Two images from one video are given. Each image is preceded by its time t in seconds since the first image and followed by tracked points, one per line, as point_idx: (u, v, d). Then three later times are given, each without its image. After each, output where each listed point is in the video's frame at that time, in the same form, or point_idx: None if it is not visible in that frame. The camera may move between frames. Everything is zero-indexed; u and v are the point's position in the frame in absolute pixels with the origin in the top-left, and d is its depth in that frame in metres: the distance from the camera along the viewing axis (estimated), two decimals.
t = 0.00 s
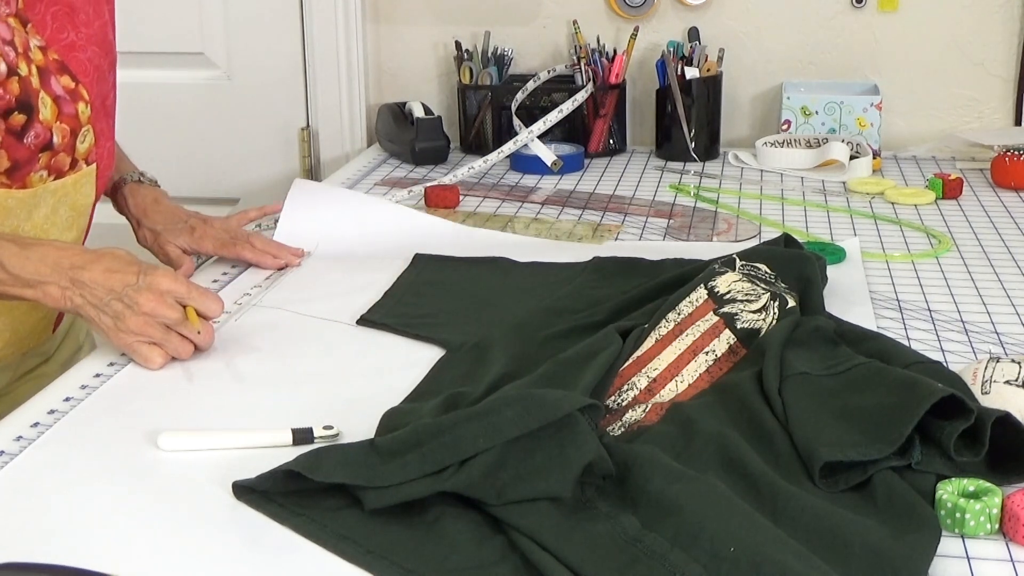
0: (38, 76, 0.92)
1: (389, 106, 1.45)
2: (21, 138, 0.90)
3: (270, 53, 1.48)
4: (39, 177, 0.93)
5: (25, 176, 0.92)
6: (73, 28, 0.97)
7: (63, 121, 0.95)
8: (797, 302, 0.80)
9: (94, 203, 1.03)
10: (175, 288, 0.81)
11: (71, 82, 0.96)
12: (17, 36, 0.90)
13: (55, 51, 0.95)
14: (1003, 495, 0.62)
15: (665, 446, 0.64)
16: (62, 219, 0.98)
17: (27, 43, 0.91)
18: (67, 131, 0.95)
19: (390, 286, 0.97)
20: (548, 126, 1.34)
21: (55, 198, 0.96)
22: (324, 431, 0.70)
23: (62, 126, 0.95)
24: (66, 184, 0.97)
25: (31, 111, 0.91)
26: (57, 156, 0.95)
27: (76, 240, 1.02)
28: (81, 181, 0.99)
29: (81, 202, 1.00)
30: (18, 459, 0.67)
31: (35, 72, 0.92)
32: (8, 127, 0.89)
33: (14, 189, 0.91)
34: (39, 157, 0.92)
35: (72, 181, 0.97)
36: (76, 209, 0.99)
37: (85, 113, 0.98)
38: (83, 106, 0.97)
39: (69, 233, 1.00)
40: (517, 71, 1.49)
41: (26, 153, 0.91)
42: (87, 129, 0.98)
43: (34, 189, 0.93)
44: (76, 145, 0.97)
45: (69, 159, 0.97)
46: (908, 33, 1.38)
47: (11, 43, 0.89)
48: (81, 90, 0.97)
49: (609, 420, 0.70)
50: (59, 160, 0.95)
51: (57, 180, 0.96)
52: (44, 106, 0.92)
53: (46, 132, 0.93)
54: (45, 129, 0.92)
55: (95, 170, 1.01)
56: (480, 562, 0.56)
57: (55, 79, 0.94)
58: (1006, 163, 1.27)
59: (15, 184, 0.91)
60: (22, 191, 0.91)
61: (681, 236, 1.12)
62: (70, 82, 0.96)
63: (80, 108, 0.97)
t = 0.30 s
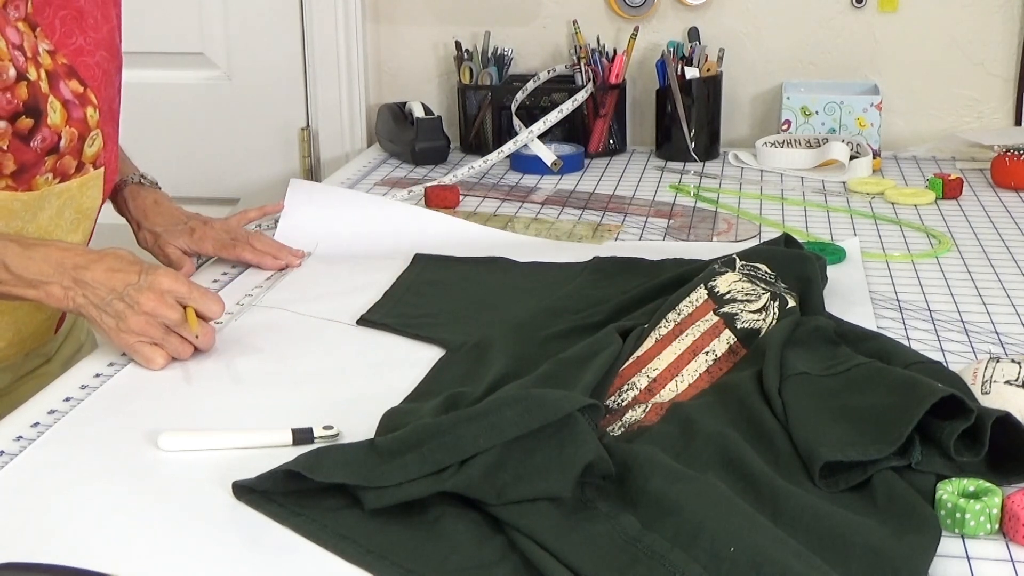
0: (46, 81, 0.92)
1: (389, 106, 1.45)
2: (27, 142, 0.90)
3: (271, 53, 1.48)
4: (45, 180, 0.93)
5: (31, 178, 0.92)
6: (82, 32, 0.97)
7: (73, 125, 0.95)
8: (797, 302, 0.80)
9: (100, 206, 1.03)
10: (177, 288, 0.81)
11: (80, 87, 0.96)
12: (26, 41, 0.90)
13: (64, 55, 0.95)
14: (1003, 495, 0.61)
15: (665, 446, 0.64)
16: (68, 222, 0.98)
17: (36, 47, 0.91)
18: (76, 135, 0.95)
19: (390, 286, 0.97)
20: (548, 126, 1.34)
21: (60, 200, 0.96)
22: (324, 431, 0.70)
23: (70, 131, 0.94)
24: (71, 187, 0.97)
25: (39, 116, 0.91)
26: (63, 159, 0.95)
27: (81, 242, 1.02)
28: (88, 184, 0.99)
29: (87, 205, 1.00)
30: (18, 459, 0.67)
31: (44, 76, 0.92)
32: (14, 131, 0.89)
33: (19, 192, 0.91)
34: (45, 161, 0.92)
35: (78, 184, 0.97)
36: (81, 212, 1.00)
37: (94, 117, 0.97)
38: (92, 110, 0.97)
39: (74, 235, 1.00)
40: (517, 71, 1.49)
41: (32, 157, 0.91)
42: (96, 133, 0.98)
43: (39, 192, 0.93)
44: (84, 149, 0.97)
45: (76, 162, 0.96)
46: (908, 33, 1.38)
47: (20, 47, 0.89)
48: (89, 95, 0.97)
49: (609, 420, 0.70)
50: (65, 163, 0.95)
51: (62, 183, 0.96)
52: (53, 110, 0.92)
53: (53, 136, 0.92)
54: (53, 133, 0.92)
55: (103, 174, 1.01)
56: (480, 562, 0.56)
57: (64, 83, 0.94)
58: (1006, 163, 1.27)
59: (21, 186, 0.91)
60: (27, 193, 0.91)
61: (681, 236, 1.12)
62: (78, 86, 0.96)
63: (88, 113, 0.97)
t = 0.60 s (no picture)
0: (50, 83, 0.92)
1: (389, 106, 1.45)
2: (31, 144, 0.90)
3: (270, 53, 1.48)
4: (48, 182, 0.93)
5: (35, 180, 0.92)
6: (86, 33, 0.97)
7: (76, 127, 0.95)
8: (797, 303, 0.80)
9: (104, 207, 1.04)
10: (179, 287, 0.81)
11: (83, 87, 0.96)
12: (29, 42, 0.90)
13: (67, 56, 0.95)
14: (1003, 495, 0.62)
15: (665, 447, 0.64)
16: (72, 223, 0.99)
17: (39, 49, 0.91)
18: (79, 136, 0.95)
19: (390, 286, 0.97)
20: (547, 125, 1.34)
21: (64, 202, 0.96)
22: (324, 431, 0.70)
23: (74, 132, 0.95)
24: (75, 188, 0.97)
25: (42, 118, 0.91)
26: (67, 161, 0.95)
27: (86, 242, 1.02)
28: (92, 185, 0.99)
29: (91, 206, 1.00)
30: (19, 459, 0.67)
31: (47, 78, 0.92)
32: (18, 133, 0.89)
33: (22, 193, 0.91)
34: (48, 163, 0.92)
35: (82, 185, 0.98)
36: (85, 214, 1.00)
37: (98, 119, 0.98)
38: (95, 111, 0.97)
39: (78, 236, 1.00)
40: (517, 71, 1.49)
41: (36, 159, 0.91)
42: (99, 134, 0.98)
43: (43, 193, 0.93)
44: (88, 150, 0.97)
45: (79, 164, 0.97)
46: (908, 33, 1.38)
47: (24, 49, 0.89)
48: (93, 96, 0.97)
49: (609, 420, 0.70)
50: (69, 165, 0.95)
51: (66, 184, 0.96)
52: (57, 112, 0.92)
53: (56, 138, 0.92)
54: (56, 135, 0.92)
55: (107, 175, 1.01)
56: (479, 562, 0.56)
57: (67, 85, 0.94)
58: (1006, 163, 1.26)
59: (25, 188, 0.91)
60: (30, 195, 0.91)
61: (681, 236, 1.12)
62: (82, 87, 0.96)
63: (92, 114, 0.97)
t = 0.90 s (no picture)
0: (52, 82, 0.92)
1: (389, 106, 1.45)
2: (34, 144, 0.90)
3: (270, 53, 1.48)
4: (52, 181, 0.93)
5: (39, 180, 0.92)
6: (89, 30, 0.96)
7: (78, 126, 0.95)
8: (797, 302, 0.80)
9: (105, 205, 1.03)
10: (178, 289, 0.81)
11: (86, 86, 0.96)
12: (32, 41, 0.90)
13: (70, 54, 0.95)
14: (1003, 495, 0.62)
15: (665, 447, 0.64)
16: (75, 221, 0.99)
17: (42, 47, 0.91)
18: (81, 135, 0.95)
19: (390, 286, 0.97)
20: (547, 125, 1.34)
21: (68, 201, 0.96)
22: (324, 431, 0.70)
23: (76, 130, 0.95)
24: (78, 187, 0.97)
25: (45, 117, 0.91)
26: (70, 160, 0.95)
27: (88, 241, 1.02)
28: (94, 183, 0.99)
29: (94, 204, 1.00)
30: (18, 459, 0.67)
31: (50, 77, 0.92)
32: (22, 133, 0.89)
33: (27, 194, 0.91)
34: (51, 162, 0.92)
35: (85, 184, 0.98)
36: (88, 212, 1.00)
37: (100, 116, 0.97)
38: (97, 109, 0.97)
39: (81, 234, 1.00)
40: (517, 71, 1.49)
41: (40, 159, 0.91)
42: (101, 132, 0.98)
43: (46, 193, 0.93)
44: (90, 148, 0.97)
45: (82, 162, 0.96)
46: (908, 33, 1.38)
47: (26, 48, 0.89)
48: (95, 94, 0.97)
49: (609, 420, 0.70)
50: (71, 163, 0.95)
51: (69, 183, 0.96)
52: (59, 111, 0.92)
53: (59, 137, 0.92)
54: (59, 134, 0.92)
55: (109, 172, 1.01)
56: (479, 562, 0.56)
57: (69, 82, 0.94)
58: (1005, 163, 1.26)
59: (29, 188, 0.91)
60: (34, 195, 0.92)
61: (681, 236, 1.12)
62: (84, 85, 0.96)
63: (94, 112, 0.97)
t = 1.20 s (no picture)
0: (56, 81, 0.92)
1: (389, 106, 1.45)
2: (38, 144, 0.90)
3: (270, 53, 1.48)
4: (57, 181, 0.93)
5: (43, 180, 0.92)
6: (91, 29, 0.96)
7: (82, 125, 0.95)
8: (797, 302, 0.80)
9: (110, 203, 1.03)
10: (178, 289, 0.81)
11: (89, 85, 0.96)
12: (34, 41, 0.90)
13: (72, 53, 0.94)
14: (1003, 495, 0.61)
15: (665, 447, 0.64)
16: (80, 220, 0.98)
17: (44, 46, 0.91)
18: (86, 134, 0.95)
19: (390, 286, 0.97)
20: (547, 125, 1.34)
21: (72, 200, 0.96)
22: (324, 431, 0.70)
23: (80, 130, 0.94)
24: (83, 186, 0.97)
25: (49, 117, 0.91)
26: (74, 159, 0.94)
27: (93, 241, 1.02)
28: (99, 182, 0.99)
29: (99, 203, 1.00)
30: (19, 459, 0.67)
31: (53, 77, 0.92)
32: (25, 133, 0.89)
33: (31, 194, 0.91)
34: (56, 162, 0.92)
35: (90, 183, 0.97)
36: (93, 211, 0.99)
37: (103, 115, 0.97)
38: (101, 108, 0.97)
39: (87, 233, 1.00)
40: (517, 71, 1.49)
41: (44, 159, 0.91)
42: (105, 131, 0.98)
43: (51, 192, 0.93)
44: (94, 147, 0.97)
45: (86, 161, 0.96)
46: (908, 33, 1.38)
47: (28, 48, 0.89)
48: (98, 93, 0.97)
49: (609, 420, 0.70)
50: (76, 162, 0.95)
51: (74, 183, 0.96)
52: (63, 111, 0.92)
53: (63, 137, 0.92)
54: (63, 134, 0.92)
55: (114, 170, 1.01)
56: (480, 562, 0.56)
57: (72, 82, 0.94)
58: (1006, 162, 1.26)
59: (33, 188, 0.91)
60: (39, 195, 0.92)
61: (681, 236, 1.12)
62: (87, 84, 0.95)
63: (98, 112, 0.96)
